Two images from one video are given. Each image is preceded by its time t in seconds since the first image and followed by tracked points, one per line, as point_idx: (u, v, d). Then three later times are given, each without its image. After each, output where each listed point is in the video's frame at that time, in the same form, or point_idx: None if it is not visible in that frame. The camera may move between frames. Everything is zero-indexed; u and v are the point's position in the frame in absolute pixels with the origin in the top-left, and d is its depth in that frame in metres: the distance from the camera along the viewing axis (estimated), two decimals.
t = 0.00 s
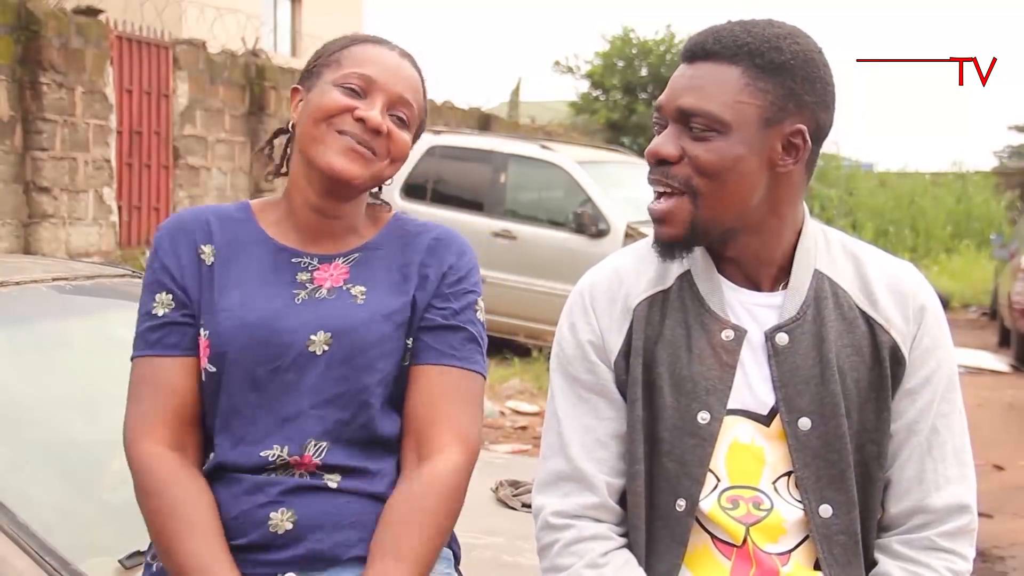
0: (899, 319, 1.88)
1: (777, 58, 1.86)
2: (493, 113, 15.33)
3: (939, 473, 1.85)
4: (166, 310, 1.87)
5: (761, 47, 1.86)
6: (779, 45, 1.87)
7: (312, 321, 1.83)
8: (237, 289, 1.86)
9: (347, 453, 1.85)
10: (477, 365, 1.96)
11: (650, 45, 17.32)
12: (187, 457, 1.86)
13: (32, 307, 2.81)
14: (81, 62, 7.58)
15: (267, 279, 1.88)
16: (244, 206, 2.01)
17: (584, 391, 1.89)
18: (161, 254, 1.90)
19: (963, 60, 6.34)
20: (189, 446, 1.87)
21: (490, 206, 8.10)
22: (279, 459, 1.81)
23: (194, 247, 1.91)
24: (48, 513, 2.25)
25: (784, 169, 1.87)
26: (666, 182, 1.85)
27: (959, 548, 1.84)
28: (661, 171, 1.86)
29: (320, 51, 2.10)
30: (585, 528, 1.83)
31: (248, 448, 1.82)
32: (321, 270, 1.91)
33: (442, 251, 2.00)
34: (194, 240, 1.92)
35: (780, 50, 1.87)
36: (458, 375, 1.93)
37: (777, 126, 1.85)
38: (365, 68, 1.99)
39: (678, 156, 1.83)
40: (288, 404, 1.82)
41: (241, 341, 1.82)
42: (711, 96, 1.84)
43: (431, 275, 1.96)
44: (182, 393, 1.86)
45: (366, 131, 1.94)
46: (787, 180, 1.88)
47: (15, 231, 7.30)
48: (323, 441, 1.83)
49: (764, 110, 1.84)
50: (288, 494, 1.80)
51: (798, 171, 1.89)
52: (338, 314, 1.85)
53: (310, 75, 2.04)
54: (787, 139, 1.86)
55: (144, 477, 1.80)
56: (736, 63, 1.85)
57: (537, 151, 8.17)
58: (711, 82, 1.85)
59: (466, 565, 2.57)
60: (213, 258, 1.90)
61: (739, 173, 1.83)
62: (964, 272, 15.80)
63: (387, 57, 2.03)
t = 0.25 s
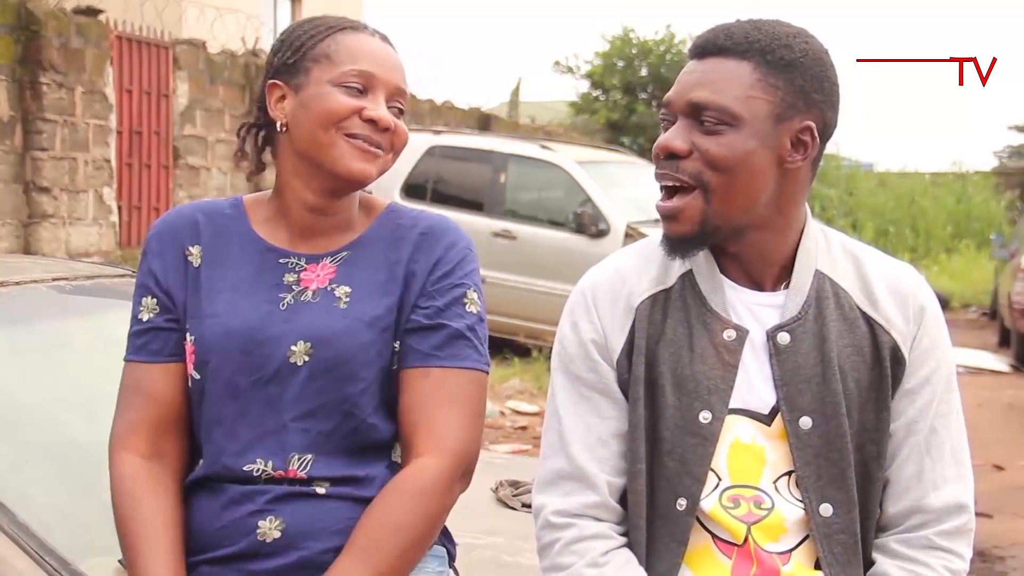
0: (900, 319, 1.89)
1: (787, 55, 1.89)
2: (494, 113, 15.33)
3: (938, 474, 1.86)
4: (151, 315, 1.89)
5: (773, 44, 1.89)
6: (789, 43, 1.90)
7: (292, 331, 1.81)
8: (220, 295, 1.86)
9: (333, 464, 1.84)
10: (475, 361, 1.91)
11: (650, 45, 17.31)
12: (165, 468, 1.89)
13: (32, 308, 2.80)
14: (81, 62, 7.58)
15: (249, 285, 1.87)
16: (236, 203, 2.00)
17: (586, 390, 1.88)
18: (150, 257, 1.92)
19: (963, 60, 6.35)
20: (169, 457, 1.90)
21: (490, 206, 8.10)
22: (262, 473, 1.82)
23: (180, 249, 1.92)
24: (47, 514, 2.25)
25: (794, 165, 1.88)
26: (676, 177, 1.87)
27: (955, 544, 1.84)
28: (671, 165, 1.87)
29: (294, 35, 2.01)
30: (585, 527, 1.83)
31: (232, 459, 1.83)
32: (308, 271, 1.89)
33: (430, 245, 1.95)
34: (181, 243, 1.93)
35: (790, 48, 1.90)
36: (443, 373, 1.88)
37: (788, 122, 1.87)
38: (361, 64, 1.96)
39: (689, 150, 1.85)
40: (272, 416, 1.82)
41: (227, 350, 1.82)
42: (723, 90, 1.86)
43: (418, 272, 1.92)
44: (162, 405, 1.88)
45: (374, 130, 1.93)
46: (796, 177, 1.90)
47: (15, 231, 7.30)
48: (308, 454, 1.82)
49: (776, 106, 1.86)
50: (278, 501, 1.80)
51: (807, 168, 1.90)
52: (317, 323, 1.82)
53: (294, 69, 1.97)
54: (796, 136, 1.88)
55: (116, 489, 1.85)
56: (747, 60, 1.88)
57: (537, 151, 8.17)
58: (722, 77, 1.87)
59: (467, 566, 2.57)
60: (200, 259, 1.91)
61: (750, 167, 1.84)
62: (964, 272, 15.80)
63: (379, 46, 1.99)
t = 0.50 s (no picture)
0: (902, 320, 1.89)
1: (795, 54, 1.90)
2: (494, 113, 15.33)
3: (938, 473, 1.86)
4: (152, 321, 1.87)
5: (781, 43, 1.90)
6: (796, 43, 1.92)
7: (304, 332, 1.82)
8: (224, 298, 1.85)
9: (346, 467, 1.85)
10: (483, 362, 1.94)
11: (650, 45, 17.31)
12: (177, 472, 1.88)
13: (32, 307, 2.80)
14: (81, 62, 7.58)
15: (254, 287, 1.86)
16: (227, 203, 2.00)
17: (591, 387, 1.88)
18: (145, 262, 1.90)
19: (962, 60, 6.35)
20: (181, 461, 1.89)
21: (490, 206, 8.10)
22: (274, 477, 1.82)
23: (178, 254, 1.91)
24: (48, 514, 2.24)
25: (801, 163, 1.89)
26: (684, 173, 1.87)
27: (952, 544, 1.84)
28: (679, 163, 1.88)
29: (286, 34, 1.99)
30: (591, 526, 1.83)
31: (243, 465, 1.83)
32: (311, 270, 1.89)
33: (434, 245, 1.96)
34: (177, 247, 1.91)
35: (797, 47, 1.91)
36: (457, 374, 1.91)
37: (796, 120, 1.88)
38: (360, 70, 1.94)
39: (697, 147, 1.86)
40: (285, 418, 1.82)
41: (236, 353, 1.82)
42: (732, 87, 1.86)
43: (425, 273, 1.93)
44: (174, 410, 1.87)
45: (375, 139, 1.92)
46: (803, 175, 1.91)
47: (15, 231, 7.30)
48: (321, 457, 1.83)
49: (784, 103, 1.88)
50: (288, 505, 1.81)
51: (814, 167, 1.92)
52: (327, 324, 1.83)
53: (291, 73, 1.95)
54: (804, 134, 1.89)
55: (139, 498, 1.83)
56: (755, 58, 1.89)
57: (537, 151, 8.16)
58: (731, 74, 1.88)
59: (467, 566, 2.56)
60: (198, 263, 1.90)
61: (758, 164, 1.85)
62: (964, 272, 15.80)
63: (374, 49, 1.98)
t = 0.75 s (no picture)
0: (897, 319, 1.90)
1: (798, 51, 1.91)
2: (494, 113, 15.33)
3: (926, 468, 1.87)
4: (152, 326, 1.87)
5: (784, 40, 1.92)
6: (799, 41, 1.93)
7: (307, 333, 1.81)
8: (226, 300, 1.85)
9: (344, 472, 1.85)
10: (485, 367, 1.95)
11: (650, 45, 17.31)
12: (170, 478, 1.88)
13: (32, 307, 2.80)
14: (81, 62, 7.58)
15: (255, 289, 1.86)
16: (231, 203, 1.99)
17: (595, 385, 1.88)
18: (148, 267, 1.90)
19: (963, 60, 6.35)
20: (174, 465, 1.89)
21: (490, 206, 8.10)
22: (271, 481, 1.82)
23: (180, 258, 1.90)
24: (48, 514, 2.24)
25: (802, 158, 1.90)
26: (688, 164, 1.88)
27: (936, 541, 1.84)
28: (683, 152, 1.89)
29: (283, 32, 1.99)
30: (606, 525, 1.81)
31: (240, 468, 1.83)
32: (314, 272, 1.89)
33: (439, 250, 1.96)
34: (180, 253, 1.90)
35: (800, 45, 1.92)
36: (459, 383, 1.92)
37: (798, 115, 1.89)
38: (355, 63, 1.94)
39: (701, 135, 1.87)
40: (284, 420, 1.82)
41: (237, 355, 1.81)
42: (736, 79, 1.87)
43: (429, 279, 1.93)
44: (169, 415, 1.88)
45: (371, 131, 1.93)
46: (804, 171, 1.91)
47: (15, 231, 7.30)
48: (318, 461, 1.83)
49: (787, 97, 1.89)
50: (285, 506, 1.81)
51: (814, 163, 1.92)
52: (329, 325, 1.82)
53: (286, 70, 1.96)
54: (805, 128, 1.90)
55: (131, 501, 1.84)
56: (759, 53, 1.90)
57: (537, 151, 8.16)
58: (735, 67, 1.89)
59: (466, 565, 2.56)
60: (201, 266, 1.89)
61: (760, 155, 1.86)
62: (964, 272, 15.80)
63: (372, 44, 1.98)
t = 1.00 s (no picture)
0: (888, 317, 1.90)
1: (797, 47, 1.95)
2: (494, 113, 15.33)
3: (918, 467, 1.87)
4: (151, 324, 1.88)
5: (786, 36, 1.95)
6: (797, 38, 1.97)
7: (306, 336, 1.81)
8: (227, 300, 1.85)
9: (341, 474, 1.86)
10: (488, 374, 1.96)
11: (650, 45, 17.30)
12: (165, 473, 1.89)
13: (32, 307, 2.80)
14: (81, 62, 7.59)
15: (256, 292, 1.86)
16: (237, 202, 2.00)
17: (589, 393, 1.89)
18: (150, 265, 1.90)
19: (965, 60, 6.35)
20: (166, 461, 1.91)
21: (490, 206, 8.10)
22: (270, 481, 1.82)
23: (182, 256, 1.91)
24: (48, 514, 2.24)
25: (807, 151, 1.95)
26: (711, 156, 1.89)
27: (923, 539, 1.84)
28: (704, 144, 1.89)
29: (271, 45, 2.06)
30: (606, 538, 1.81)
31: (239, 468, 1.83)
32: (315, 275, 1.89)
33: (442, 255, 1.96)
34: (181, 250, 1.91)
35: (799, 42, 1.97)
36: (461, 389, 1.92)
37: (805, 110, 1.93)
38: (325, 49, 1.97)
39: (724, 127, 1.88)
40: (284, 423, 1.82)
41: (236, 357, 1.81)
42: (754, 72, 1.90)
43: (431, 284, 1.93)
44: (165, 410, 1.89)
45: (340, 111, 1.93)
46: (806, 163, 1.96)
47: (15, 230, 7.30)
48: (316, 464, 1.83)
49: (797, 92, 1.92)
50: (284, 504, 1.81)
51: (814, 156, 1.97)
52: (329, 329, 1.82)
53: (269, 69, 2.01)
54: (808, 124, 1.95)
55: (123, 496, 1.85)
56: (768, 47, 1.93)
57: (537, 151, 8.16)
58: (749, 60, 1.91)
59: (466, 565, 2.56)
60: (202, 266, 1.90)
61: (780, 146, 1.89)
62: (963, 272, 15.80)
63: (350, 32, 2.01)
